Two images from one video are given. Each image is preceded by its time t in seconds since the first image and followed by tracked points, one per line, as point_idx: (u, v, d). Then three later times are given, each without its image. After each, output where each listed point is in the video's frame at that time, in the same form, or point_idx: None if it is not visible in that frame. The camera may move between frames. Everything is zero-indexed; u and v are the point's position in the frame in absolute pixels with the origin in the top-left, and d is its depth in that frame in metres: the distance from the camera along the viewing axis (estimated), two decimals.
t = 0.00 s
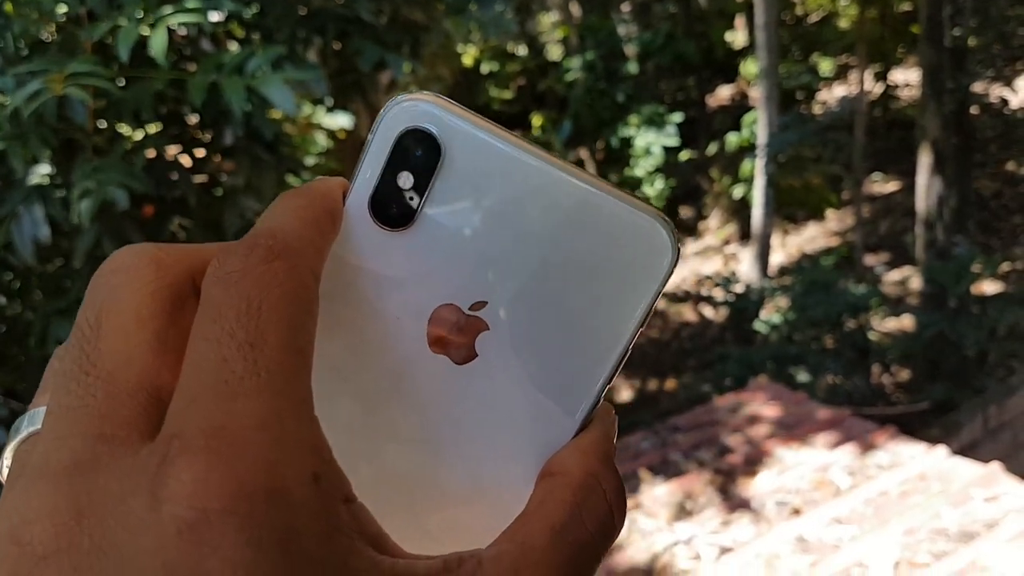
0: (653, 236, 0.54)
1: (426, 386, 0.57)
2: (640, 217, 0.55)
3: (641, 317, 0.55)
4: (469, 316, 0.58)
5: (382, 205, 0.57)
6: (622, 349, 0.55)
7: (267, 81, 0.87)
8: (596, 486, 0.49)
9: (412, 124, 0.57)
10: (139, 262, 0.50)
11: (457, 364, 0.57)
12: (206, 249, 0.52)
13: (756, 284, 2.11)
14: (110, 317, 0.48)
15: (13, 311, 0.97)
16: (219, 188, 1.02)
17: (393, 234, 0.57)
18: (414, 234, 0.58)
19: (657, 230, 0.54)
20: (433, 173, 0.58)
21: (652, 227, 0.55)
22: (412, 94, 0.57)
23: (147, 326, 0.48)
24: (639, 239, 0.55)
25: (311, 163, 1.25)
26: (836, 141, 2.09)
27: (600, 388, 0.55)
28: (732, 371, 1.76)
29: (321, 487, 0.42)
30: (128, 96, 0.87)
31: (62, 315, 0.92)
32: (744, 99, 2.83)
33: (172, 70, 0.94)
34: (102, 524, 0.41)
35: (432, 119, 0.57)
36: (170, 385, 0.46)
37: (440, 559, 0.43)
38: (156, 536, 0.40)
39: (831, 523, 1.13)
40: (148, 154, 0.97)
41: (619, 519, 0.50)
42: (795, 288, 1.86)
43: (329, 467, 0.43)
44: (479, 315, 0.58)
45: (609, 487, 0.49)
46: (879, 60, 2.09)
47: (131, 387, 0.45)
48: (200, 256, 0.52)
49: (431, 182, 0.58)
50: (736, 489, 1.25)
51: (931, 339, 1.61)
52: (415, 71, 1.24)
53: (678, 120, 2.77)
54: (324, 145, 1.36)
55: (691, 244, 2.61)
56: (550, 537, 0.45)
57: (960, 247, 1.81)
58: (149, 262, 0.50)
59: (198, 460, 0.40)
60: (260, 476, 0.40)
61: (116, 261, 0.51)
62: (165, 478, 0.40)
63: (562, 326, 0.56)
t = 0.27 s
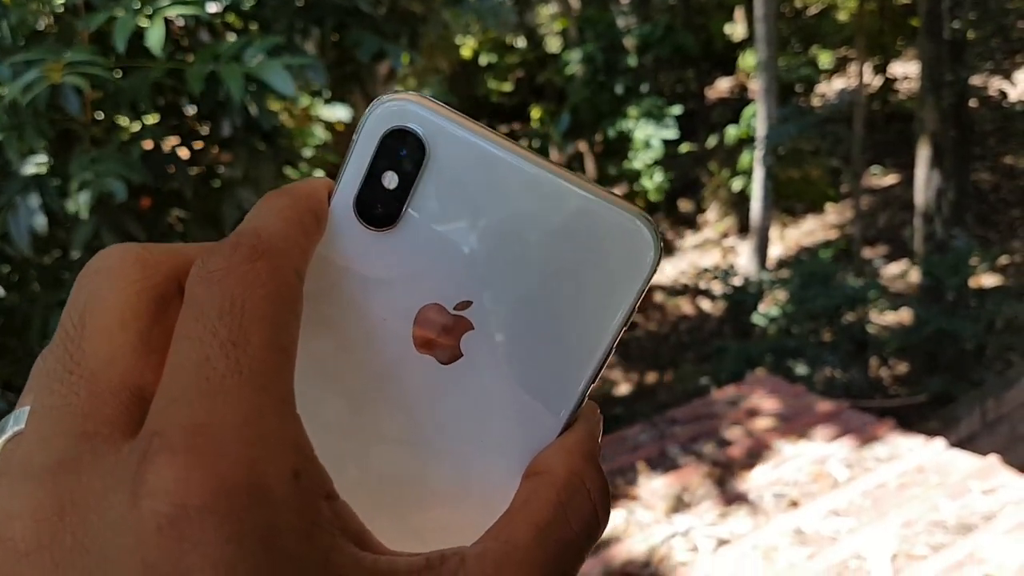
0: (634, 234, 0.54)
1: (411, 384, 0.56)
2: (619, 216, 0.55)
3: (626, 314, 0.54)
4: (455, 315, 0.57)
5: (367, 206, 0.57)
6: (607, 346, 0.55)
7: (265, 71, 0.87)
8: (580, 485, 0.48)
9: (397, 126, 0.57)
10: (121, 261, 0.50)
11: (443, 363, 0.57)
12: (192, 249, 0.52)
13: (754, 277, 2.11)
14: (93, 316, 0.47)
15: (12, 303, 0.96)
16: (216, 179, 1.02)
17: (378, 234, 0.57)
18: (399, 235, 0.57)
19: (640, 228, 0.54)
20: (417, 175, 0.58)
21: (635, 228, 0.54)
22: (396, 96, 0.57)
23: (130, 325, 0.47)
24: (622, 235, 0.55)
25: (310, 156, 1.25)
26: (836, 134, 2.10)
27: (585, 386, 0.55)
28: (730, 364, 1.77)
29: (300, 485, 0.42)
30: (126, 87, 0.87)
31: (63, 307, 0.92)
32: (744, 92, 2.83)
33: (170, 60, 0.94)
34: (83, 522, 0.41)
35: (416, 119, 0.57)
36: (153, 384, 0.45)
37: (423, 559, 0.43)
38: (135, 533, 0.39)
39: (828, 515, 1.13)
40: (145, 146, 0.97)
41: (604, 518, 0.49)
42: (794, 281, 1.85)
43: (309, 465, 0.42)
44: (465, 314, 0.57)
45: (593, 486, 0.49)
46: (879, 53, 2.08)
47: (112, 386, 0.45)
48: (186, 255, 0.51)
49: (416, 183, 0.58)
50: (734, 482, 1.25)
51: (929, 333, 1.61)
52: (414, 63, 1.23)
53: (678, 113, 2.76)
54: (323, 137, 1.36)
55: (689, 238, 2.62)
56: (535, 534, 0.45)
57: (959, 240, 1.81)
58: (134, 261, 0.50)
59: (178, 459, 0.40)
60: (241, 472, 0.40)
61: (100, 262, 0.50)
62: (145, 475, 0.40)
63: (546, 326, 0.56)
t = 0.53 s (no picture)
0: (637, 222, 0.53)
1: (414, 376, 0.55)
2: (618, 203, 0.53)
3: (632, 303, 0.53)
4: (460, 307, 0.55)
5: (369, 198, 0.55)
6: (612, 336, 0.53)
7: (261, 62, 0.87)
8: (586, 476, 0.47)
9: (397, 115, 0.55)
10: (123, 250, 0.49)
11: (447, 356, 0.55)
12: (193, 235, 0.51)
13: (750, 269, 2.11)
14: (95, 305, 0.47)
15: (8, 294, 0.96)
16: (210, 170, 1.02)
17: (380, 226, 0.55)
18: (402, 225, 0.56)
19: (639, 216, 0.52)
20: (421, 165, 0.56)
21: (634, 215, 0.53)
22: (394, 84, 0.55)
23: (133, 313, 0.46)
24: (629, 222, 0.53)
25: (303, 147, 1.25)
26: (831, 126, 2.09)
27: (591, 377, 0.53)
28: (725, 356, 1.77)
29: (305, 473, 0.41)
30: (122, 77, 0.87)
31: (59, 298, 0.92)
32: (740, 84, 2.83)
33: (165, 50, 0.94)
34: (89, 510, 0.41)
35: (417, 107, 0.55)
36: (157, 372, 0.45)
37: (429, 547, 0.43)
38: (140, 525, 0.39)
39: (822, 506, 1.13)
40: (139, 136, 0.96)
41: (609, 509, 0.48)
42: (789, 273, 1.85)
43: (314, 453, 0.42)
44: (469, 306, 0.55)
45: (599, 476, 0.48)
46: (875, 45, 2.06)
47: (115, 375, 0.44)
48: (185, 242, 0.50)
49: (418, 172, 0.56)
50: (728, 473, 1.25)
51: (924, 326, 1.61)
52: (408, 53, 1.23)
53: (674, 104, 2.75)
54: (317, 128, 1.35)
55: (684, 230, 2.62)
56: (541, 523, 0.44)
57: (953, 232, 1.81)
58: (136, 249, 0.49)
59: (180, 448, 0.39)
60: (244, 463, 0.39)
61: (101, 253, 0.49)
62: (147, 466, 0.39)
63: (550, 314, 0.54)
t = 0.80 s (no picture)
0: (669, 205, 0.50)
1: (431, 364, 0.53)
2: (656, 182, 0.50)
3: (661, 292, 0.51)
4: (481, 293, 0.53)
5: (388, 174, 0.53)
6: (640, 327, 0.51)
7: (255, 54, 0.86)
8: (615, 477, 0.46)
9: (418, 85, 0.53)
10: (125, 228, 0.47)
11: (468, 344, 0.53)
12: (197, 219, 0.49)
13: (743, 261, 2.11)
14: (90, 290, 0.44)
15: None
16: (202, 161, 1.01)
17: (399, 205, 0.53)
18: (421, 205, 0.53)
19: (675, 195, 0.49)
20: (441, 141, 0.53)
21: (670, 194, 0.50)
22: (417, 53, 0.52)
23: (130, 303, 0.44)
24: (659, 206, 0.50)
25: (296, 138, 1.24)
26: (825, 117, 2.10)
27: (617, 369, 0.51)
28: (719, 348, 1.77)
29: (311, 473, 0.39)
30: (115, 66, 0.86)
31: (51, 289, 0.92)
32: (734, 77, 2.83)
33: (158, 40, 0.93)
34: (74, 514, 0.37)
35: (439, 79, 0.53)
36: (156, 360, 0.42)
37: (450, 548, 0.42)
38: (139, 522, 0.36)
39: (814, 498, 1.14)
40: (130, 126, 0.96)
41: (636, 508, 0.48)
42: (783, 265, 1.86)
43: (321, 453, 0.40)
44: (491, 292, 0.53)
45: (626, 476, 0.47)
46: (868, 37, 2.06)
47: (111, 365, 0.42)
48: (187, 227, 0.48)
49: (439, 148, 0.53)
50: (721, 465, 1.26)
51: (916, 318, 1.62)
52: (401, 44, 1.23)
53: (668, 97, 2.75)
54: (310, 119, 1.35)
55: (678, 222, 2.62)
56: (565, 527, 0.43)
57: (946, 225, 1.82)
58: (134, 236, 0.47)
59: (179, 445, 0.37)
60: (248, 454, 0.37)
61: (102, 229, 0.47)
62: (144, 458, 0.37)
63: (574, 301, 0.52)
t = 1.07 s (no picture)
0: (628, 212, 0.51)
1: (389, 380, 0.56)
2: (622, 193, 0.51)
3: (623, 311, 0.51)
4: (440, 306, 0.55)
5: (339, 185, 0.55)
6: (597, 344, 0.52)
7: (256, 45, 0.87)
8: (584, 506, 0.47)
9: (372, 93, 0.54)
10: (53, 265, 0.50)
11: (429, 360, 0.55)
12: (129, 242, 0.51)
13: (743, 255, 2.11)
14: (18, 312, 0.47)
15: None
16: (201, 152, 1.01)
17: (352, 217, 0.55)
18: (374, 215, 0.55)
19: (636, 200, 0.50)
20: (396, 146, 0.55)
21: (629, 199, 0.51)
22: (365, 58, 0.54)
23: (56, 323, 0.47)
24: (619, 218, 0.51)
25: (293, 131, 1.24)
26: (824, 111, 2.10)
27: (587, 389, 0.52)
28: (719, 342, 1.77)
29: (207, 530, 0.37)
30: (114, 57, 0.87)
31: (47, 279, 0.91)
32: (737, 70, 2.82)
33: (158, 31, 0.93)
34: None
35: (394, 89, 0.54)
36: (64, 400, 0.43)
37: None
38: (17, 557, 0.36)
39: (812, 492, 1.14)
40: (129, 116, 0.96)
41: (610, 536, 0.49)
42: (784, 259, 1.86)
43: (224, 506, 0.38)
44: (451, 305, 0.55)
45: (596, 504, 0.48)
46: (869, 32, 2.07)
47: (12, 415, 0.42)
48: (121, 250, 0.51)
49: (395, 154, 0.55)
50: (717, 459, 1.26)
51: (916, 314, 1.62)
52: (400, 35, 1.22)
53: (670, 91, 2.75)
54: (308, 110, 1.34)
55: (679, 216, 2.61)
56: (528, 559, 0.44)
57: (947, 219, 1.82)
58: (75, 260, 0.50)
59: (57, 499, 0.36)
60: (130, 520, 0.36)
61: (26, 263, 0.50)
62: (18, 522, 0.37)
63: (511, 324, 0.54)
